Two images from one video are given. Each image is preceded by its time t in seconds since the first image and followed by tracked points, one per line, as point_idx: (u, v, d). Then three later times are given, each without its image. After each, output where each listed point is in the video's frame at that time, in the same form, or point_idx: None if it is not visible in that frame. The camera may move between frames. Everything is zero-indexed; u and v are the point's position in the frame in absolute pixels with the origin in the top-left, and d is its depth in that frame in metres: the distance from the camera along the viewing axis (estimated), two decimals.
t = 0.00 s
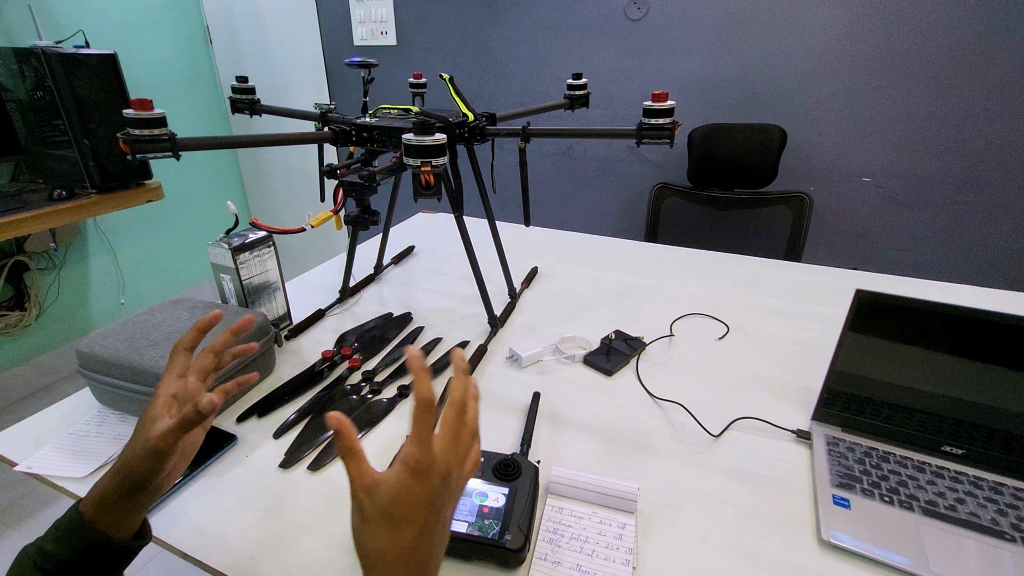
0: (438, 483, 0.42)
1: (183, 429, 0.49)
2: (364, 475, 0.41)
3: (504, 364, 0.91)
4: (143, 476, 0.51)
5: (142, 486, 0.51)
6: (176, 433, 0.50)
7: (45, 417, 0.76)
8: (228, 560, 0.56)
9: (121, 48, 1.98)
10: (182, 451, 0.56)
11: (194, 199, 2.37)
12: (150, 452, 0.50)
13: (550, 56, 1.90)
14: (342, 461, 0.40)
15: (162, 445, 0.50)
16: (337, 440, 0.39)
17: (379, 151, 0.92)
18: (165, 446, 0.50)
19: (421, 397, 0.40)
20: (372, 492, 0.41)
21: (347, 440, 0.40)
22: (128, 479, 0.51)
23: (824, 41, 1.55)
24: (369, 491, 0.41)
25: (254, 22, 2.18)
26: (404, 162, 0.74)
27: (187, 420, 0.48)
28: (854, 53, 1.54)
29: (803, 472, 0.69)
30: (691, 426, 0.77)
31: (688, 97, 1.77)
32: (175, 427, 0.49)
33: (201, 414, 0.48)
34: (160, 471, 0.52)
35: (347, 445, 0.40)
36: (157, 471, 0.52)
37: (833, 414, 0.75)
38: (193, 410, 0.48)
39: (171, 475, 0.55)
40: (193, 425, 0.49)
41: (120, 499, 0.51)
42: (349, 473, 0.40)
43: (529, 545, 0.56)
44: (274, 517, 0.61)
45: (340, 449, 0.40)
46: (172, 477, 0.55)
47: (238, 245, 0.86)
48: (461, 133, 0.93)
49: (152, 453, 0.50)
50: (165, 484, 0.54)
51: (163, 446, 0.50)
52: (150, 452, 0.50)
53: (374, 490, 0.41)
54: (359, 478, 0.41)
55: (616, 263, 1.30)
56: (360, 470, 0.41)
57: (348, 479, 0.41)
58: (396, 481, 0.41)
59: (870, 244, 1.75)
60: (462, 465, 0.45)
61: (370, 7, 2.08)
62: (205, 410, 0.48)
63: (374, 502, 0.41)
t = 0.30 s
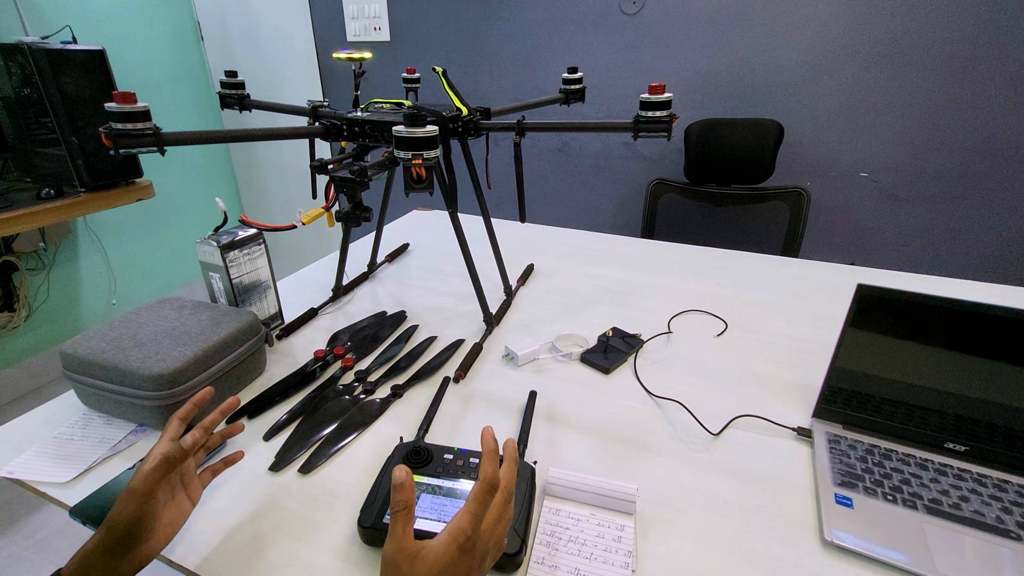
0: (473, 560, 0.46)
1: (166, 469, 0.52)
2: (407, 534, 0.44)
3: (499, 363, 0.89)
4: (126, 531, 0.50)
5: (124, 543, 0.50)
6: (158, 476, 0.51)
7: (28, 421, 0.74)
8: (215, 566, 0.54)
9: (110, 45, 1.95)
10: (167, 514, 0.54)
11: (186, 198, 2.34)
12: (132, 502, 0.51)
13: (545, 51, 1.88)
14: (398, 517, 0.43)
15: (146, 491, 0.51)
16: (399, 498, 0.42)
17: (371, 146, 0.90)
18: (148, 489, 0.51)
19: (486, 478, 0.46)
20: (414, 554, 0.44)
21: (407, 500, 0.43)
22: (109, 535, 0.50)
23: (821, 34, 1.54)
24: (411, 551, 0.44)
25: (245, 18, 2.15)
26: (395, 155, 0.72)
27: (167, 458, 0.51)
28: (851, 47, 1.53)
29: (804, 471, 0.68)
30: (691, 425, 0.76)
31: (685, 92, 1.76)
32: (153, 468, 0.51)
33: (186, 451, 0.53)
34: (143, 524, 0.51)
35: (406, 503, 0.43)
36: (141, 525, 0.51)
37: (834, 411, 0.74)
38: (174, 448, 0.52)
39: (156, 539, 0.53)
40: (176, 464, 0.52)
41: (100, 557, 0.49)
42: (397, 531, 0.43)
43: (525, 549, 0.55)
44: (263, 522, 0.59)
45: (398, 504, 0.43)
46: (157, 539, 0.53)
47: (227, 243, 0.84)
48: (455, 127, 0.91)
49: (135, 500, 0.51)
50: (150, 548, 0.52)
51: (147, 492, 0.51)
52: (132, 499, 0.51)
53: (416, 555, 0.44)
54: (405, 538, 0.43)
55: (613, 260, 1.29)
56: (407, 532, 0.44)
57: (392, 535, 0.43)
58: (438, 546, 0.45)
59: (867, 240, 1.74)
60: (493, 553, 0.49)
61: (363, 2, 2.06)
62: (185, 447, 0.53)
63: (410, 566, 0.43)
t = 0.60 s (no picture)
0: None
1: (163, 488, 0.52)
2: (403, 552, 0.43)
3: (495, 365, 0.89)
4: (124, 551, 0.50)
5: (121, 564, 0.49)
6: (156, 496, 0.52)
7: (16, 427, 0.73)
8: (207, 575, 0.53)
9: (100, 43, 1.92)
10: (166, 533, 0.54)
11: (179, 198, 2.32)
12: (130, 522, 0.50)
13: (540, 51, 1.88)
14: (395, 534, 0.43)
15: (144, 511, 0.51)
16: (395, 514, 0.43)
17: (364, 147, 0.89)
18: (144, 509, 0.51)
19: (484, 495, 0.46)
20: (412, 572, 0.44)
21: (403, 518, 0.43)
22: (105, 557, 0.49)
23: (817, 34, 1.54)
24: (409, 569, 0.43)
25: (238, 16, 2.13)
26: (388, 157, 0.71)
27: (165, 476, 0.52)
28: (845, 47, 1.53)
29: (801, 473, 0.67)
30: (688, 427, 0.75)
31: (680, 91, 1.76)
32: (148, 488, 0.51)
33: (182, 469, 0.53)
34: (141, 544, 0.51)
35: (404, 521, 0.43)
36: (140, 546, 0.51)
37: (830, 413, 0.73)
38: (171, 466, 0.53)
39: (155, 558, 0.52)
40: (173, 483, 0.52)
41: None
42: (393, 548, 0.43)
43: (522, 555, 0.54)
44: (256, 530, 0.59)
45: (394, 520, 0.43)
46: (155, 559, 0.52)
47: (219, 245, 0.83)
48: (450, 128, 0.90)
49: (131, 520, 0.50)
50: (149, 567, 0.51)
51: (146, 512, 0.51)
52: (130, 520, 0.50)
53: (414, 571, 0.43)
54: (402, 555, 0.43)
55: (609, 260, 1.29)
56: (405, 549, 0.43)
57: (388, 553, 0.43)
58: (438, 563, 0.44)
59: (862, 239, 1.74)
60: (491, 570, 0.49)
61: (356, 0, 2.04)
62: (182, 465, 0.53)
63: None
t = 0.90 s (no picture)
0: None
1: (167, 495, 0.52)
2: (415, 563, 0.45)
3: (494, 370, 0.89)
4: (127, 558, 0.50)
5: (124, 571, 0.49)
6: (159, 504, 0.52)
7: (10, 434, 0.72)
8: None
9: (94, 44, 1.91)
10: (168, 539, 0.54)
11: (174, 199, 2.30)
12: (133, 530, 0.50)
13: (537, 53, 1.87)
14: (404, 544, 0.45)
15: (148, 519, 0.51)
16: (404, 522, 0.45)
17: (362, 151, 0.88)
18: (148, 517, 0.51)
19: (490, 505, 0.47)
20: None
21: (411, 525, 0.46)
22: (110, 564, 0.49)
23: (813, 36, 1.55)
24: None
25: (233, 17, 2.12)
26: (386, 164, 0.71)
27: (168, 484, 0.52)
28: (841, 50, 1.53)
29: (800, 478, 0.68)
30: (687, 432, 0.75)
31: (677, 94, 1.76)
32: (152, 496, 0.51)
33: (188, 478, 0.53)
34: (144, 552, 0.51)
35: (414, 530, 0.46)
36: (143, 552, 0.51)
37: (828, 417, 0.74)
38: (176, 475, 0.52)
39: (157, 564, 0.52)
40: (178, 491, 0.52)
41: None
42: (403, 557, 0.45)
43: (522, 562, 0.54)
44: (254, 536, 0.58)
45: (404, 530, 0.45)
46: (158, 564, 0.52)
47: (215, 250, 0.83)
48: (447, 132, 0.90)
49: (134, 528, 0.50)
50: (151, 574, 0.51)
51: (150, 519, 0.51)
52: (132, 528, 0.50)
53: None
54: (411, 564, 0.45)
55: (606, 263, 1.29)
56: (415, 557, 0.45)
57: (399, 561, 0.45)
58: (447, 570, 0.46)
59: (857, 241, 1.75)
60: None
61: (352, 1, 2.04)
62: (187, 474, 0.53)
63: None
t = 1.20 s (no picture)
0: None
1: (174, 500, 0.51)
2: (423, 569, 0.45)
3: (494, 373, 0.89)
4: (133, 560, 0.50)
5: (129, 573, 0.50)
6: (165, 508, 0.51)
7: (10, 439, 0.72)
8: None
9: (92, 45, 1.90)
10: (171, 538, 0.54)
11: (172, 200, 2.30)
12: (140, 535, 0.50)
13: (537, 55, 1.88)
14: (414, 550, 0.45)
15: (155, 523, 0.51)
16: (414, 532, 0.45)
17: (363, 155, 0.89)
18: (155, 522, 0.51)
19: (496, 510, 0.48)
20: None
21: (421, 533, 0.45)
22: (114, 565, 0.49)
23: (811, 40, 1.55)
24: None
25: (232, 19, 2.12)
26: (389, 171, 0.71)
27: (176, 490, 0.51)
28: (839, 54, 1.54)
29: (800, 482, 0.68)
30: (687, 435, 0.76)
31: (676, 97, 1.76)
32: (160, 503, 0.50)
33: (196, 484, 0.52)
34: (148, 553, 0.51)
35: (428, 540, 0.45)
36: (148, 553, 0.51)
37: (827, 421, 0.74)
38: (185, 481, 0.52)
39: (161, 565, 0.52)
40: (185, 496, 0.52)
41: None
42: (412, 563, 0.45)
43: (524, 567, 0.55)
44: (257, 540, 0.58)
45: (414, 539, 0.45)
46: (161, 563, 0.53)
47: (216, 254, 0.82)
48: (448, 136, 0.90)
49: (141, 533, 0.50)
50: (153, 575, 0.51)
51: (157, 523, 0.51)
52: (139, 532, 0.50)
53: None
54: (420, 569, 0.45)
55: (606, 266, 1.29)
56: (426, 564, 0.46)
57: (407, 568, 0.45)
58: None
59: (854, 244, 1.76)
60: None
61: (351, 3, 2.03)
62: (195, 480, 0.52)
63: None
